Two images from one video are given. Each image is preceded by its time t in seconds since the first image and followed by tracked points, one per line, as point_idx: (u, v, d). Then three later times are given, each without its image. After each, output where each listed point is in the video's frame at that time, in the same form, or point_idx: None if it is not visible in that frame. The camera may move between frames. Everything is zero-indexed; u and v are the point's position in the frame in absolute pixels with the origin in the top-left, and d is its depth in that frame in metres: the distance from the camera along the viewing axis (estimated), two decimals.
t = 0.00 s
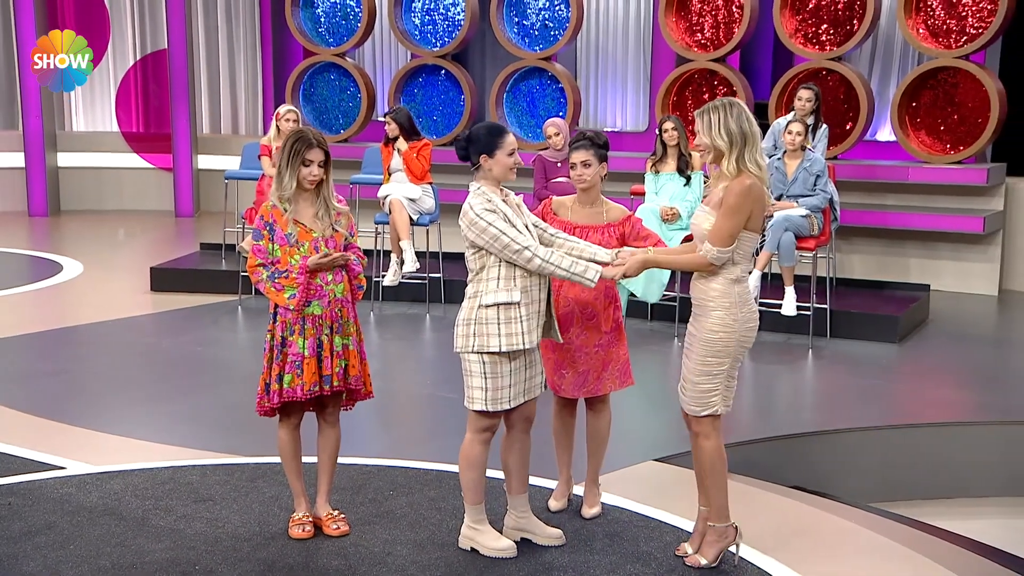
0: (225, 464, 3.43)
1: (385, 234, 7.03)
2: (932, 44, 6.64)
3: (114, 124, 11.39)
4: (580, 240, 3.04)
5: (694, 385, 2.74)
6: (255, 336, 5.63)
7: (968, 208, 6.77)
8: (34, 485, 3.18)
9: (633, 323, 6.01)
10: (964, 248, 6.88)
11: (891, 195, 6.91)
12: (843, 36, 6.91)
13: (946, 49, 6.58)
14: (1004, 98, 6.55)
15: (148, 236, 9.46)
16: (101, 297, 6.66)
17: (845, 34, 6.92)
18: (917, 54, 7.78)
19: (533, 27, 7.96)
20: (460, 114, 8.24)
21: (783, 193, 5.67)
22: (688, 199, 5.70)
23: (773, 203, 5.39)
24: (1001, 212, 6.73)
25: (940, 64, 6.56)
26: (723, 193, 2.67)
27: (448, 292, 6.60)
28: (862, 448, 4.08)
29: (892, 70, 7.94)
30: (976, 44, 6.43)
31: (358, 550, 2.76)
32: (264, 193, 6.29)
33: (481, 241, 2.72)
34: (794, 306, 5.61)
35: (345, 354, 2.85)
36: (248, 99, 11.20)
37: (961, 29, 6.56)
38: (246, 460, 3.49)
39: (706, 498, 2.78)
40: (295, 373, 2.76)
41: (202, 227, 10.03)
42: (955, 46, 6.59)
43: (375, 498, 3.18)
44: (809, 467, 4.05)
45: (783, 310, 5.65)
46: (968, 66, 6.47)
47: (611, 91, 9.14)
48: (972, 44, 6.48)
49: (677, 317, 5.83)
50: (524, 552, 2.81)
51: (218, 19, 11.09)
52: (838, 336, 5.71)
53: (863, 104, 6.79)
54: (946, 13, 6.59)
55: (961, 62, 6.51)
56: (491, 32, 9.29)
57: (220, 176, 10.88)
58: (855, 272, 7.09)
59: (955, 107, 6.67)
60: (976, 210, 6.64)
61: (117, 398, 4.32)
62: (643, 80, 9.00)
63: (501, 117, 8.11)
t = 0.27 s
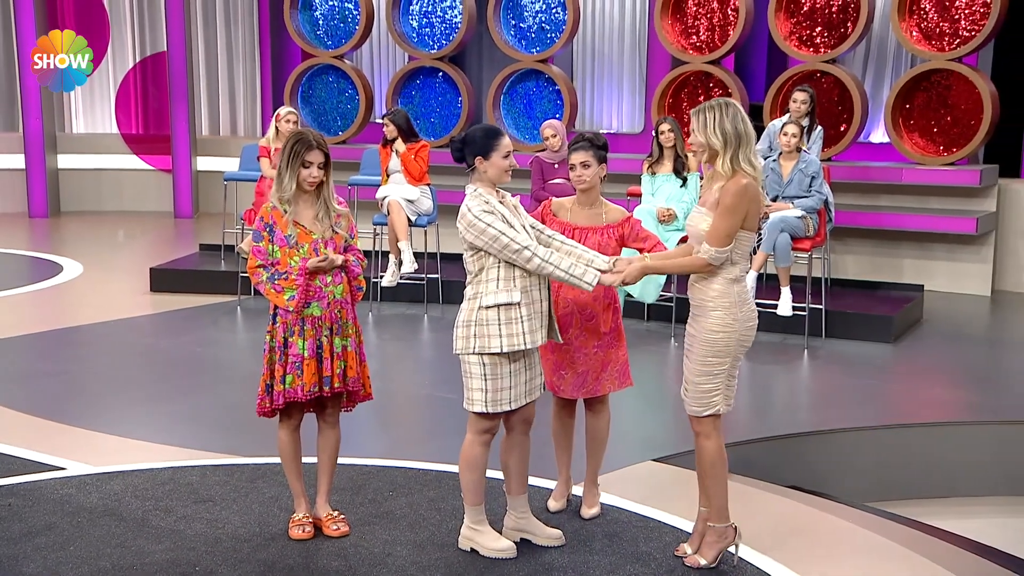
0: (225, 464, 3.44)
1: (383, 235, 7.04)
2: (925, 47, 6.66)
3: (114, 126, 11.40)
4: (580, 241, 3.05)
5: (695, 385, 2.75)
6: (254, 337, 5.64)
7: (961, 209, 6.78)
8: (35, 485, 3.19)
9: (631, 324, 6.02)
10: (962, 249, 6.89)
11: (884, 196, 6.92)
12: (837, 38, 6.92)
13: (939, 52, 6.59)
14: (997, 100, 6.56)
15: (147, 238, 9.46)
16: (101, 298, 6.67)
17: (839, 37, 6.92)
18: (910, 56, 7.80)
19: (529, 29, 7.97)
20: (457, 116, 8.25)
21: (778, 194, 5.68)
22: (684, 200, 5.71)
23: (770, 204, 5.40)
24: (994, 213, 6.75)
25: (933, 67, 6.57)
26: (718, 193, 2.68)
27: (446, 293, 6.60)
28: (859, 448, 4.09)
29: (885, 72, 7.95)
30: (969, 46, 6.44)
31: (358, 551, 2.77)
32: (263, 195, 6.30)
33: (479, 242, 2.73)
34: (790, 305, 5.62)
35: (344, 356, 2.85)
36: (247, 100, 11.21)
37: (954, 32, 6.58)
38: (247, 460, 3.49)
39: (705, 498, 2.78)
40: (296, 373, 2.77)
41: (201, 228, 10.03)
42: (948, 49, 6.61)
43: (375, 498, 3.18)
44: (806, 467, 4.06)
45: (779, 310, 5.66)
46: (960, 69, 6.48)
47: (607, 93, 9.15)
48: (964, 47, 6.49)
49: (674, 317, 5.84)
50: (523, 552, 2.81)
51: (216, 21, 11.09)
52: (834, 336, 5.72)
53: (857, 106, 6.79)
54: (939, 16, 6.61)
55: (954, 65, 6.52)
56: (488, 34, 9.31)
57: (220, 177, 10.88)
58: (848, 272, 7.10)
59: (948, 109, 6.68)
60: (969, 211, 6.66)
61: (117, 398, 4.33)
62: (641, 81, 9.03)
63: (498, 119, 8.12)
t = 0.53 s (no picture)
0: (225, 465, 3.44)
1: (383, 236, 7.04)
2: (921, 49, 6.66)
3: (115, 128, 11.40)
4: (581, 242, 3.04)
5: (693, 386, 2.75)
6: (254, 337, 5.64)
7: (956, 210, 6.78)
8: (36, 486, 3.19)
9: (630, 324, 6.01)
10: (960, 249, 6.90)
11: (880, 198, 6.97)
12: (833, 41, 6.93)
13: (934, 54, 6.60)
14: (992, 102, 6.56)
15: (147, 238, 9.46)
16: (102, 299, 6.67)
17: (835, 39, 6.94)
18: (905, 58, 7.80)
19: (527, 32, 7.98)
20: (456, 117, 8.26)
21: (776, 195, 5.69)
22: (682, 202, 5.71)
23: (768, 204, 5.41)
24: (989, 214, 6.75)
25: (929, 69, 6.57)
26: (715, 195, 2.68)
27: (446, 293, 6.60)
28: (859, 448, 4.09)
29: (880, 74, 7.95)
30: (964, 48, 6.44)
31: (359, 552, 2.77)
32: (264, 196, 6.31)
33: (472, 252, 2.72)
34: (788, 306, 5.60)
35: (346, 357, 2.85)
36: (247, 102, 11.22)
37: (949, 35, 6.59)
38: (248, 461, 3.49)
39: (707, 500, 2.78)
40: (299, 375, 2.77)
41: (201, 230, 10.03)
42: (944, 51, 6.61)
43: (376, 499, 3.18)
44: (805, 468, 4.06)
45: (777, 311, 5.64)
46: (956, 71, 6.48)
47: (605, 95, 9.15)
48: (960, 49, 6.49)
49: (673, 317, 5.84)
50: (525, 554, 2.81)
51: (216, 23, 11.10)
52: (831, 337, 5.71)
53: (854, 108, 6.79)
54: (935, 18, 6.61)
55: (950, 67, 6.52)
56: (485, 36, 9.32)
57: (219, 178, 10.88)
58: (845, 274, 7.10)
59: (943, 111, 6.69)
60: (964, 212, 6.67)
61: (117, 399, 4.32)
62: (637, 83, 9.02)
63: (497, 121, 8.13)
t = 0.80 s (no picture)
0: (228, 465, 3.44)
1: (383, 237, 7.04)
2: (917, 52, 6.66)
3: (117, 130, 11.42)
4: (583, 243, 3.01)
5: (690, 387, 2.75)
6: (255, 338, 5.64)
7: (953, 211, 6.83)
8: (39, 487, 3.19)
9: (631, 324, 6.02)
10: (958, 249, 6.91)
11: (877, 199, 7.00)
12: (830, 43, 6.94)
13: (930, 56, 6.59)
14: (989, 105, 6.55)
15: (149, 239, 9.45)
16: (103, 299, 6.67)
17: (832, 42, 6.95)
18: (901, 59, 7.82)
19: (527, 34, 7.98)
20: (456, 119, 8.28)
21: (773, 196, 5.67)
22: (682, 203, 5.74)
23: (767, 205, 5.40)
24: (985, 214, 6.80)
25: (925, 71, 6.56)
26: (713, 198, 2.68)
27: (447, 294, 6.60)
28: (859, 448, 4.10)
29: (876, 76, 7.97)
30: (961, 51, 6.44)
31: (363, 552, 2.77)
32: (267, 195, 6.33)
33: (494, 250, 2.69)
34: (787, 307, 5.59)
35: (349, 359, 2.86)
36: (248, 104, 11.23)
37: (945, 37, 6.58)
38: (250, 462, 3.50)
39: (710, 500, 2.77)
40: (301, 378, 2.77)
41: (203, 231, 10.03)
42: (940, 54, 6.60)
43: (378, 500, 3.19)
44: (806, 468, 4.06)
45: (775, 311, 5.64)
46: (951, 72, 6.49)
47: (603, 97, 9.16)
48: (956, 51, 6.49)
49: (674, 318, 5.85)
50: (527, 554, 2.81)
51: (217, 25, 11.11)
52: (829, 337, 5.72)
53: (850, 110, 6.80)
54: (930, 20, 6.61)
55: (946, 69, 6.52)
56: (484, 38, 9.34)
57: (220, 180, 10.88)
58: (841, 274, 7.13)
59: (939, 113, 6.68)
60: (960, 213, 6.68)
61: (119, 399, 4.33)
62: (636, 84, 9.06)
63: (496, 123, 8.13)
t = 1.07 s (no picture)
0: (231, 465, 3.45)
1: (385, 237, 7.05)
2: (914, 53, 6.67)
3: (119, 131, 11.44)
4: (586, 244, 3.01)
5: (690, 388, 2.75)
6: (257, 338, 5.65)
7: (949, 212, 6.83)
8: (42, 487, 3.19)
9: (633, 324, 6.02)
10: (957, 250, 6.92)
11: (874, 199, 7.00)
12: (827, 45, 6.93)
13: (927, 58, 6.60)
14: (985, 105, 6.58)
15: (151, 240, 9.46)
16: (106, 299, 6.68)
17: (830, 44, 6.93)
18: (897, 62, 7.84)
19: (527, 36, 7.98)
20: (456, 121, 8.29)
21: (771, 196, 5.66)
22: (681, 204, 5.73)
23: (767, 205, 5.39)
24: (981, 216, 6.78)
25: (921, 73, 6.59)
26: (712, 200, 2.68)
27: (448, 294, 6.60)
28: (860, 448, 4.10)
29: (873, 77, 7.98)
30: (957, 53, 6.45)
31: (366, 552, 2.77)
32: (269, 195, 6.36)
33: (516, 248, 2.69)
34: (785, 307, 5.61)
35: (351, 359, 2.86)
36: (249, 106, 11.25)
37: (942, 39, 6.57)
38: (252, 462, 3.50)
39: (713, 500, 2.78)
40: (300, 379, 2.76)
41: (205, 231, 10.05)
42: (937, 55, 6.60)
43: (381, 499, 3.19)
44: (808, 468, 4.06)
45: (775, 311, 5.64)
46: (948, 74, 6.52)
47: (602, 98, 9.20)
48: (953, 53, 6.49)
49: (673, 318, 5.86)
50: (530, 555, 2.81)
51: (219, 27, 11.13)
52: (827, 337, 5.72)
53: (848, 111, 6.84)
54: (927, 22, 6.61)
55: (943, 71, 6.54)
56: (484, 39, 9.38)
57: (223, 181, 10.90)
58: (839, 274, 7.14)
59: (936, 114, 6.70)
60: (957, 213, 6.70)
61: (121, 399, 4.33)
62: (634, 85, 9.09)
63: (496, 124, 8.13)
